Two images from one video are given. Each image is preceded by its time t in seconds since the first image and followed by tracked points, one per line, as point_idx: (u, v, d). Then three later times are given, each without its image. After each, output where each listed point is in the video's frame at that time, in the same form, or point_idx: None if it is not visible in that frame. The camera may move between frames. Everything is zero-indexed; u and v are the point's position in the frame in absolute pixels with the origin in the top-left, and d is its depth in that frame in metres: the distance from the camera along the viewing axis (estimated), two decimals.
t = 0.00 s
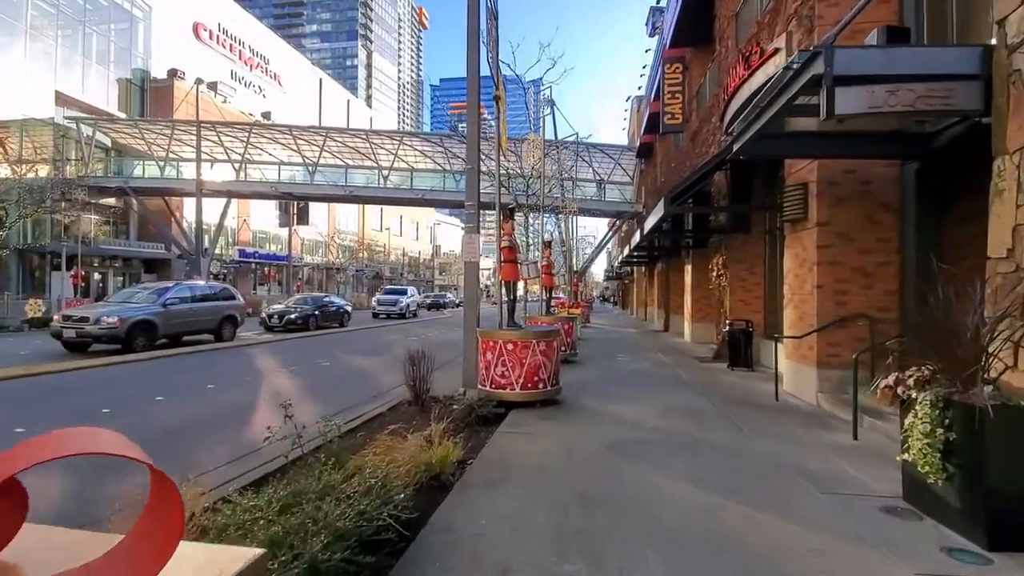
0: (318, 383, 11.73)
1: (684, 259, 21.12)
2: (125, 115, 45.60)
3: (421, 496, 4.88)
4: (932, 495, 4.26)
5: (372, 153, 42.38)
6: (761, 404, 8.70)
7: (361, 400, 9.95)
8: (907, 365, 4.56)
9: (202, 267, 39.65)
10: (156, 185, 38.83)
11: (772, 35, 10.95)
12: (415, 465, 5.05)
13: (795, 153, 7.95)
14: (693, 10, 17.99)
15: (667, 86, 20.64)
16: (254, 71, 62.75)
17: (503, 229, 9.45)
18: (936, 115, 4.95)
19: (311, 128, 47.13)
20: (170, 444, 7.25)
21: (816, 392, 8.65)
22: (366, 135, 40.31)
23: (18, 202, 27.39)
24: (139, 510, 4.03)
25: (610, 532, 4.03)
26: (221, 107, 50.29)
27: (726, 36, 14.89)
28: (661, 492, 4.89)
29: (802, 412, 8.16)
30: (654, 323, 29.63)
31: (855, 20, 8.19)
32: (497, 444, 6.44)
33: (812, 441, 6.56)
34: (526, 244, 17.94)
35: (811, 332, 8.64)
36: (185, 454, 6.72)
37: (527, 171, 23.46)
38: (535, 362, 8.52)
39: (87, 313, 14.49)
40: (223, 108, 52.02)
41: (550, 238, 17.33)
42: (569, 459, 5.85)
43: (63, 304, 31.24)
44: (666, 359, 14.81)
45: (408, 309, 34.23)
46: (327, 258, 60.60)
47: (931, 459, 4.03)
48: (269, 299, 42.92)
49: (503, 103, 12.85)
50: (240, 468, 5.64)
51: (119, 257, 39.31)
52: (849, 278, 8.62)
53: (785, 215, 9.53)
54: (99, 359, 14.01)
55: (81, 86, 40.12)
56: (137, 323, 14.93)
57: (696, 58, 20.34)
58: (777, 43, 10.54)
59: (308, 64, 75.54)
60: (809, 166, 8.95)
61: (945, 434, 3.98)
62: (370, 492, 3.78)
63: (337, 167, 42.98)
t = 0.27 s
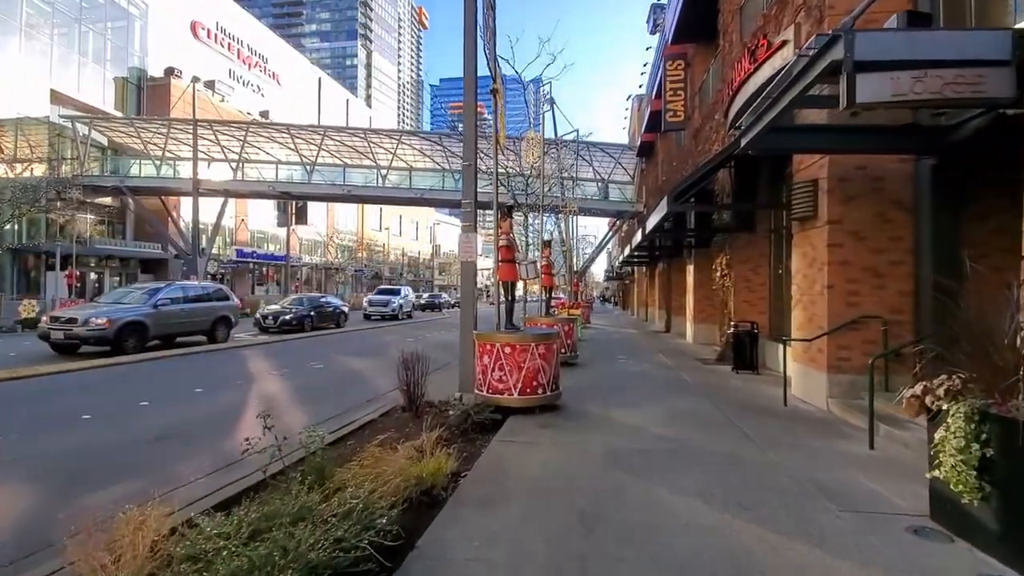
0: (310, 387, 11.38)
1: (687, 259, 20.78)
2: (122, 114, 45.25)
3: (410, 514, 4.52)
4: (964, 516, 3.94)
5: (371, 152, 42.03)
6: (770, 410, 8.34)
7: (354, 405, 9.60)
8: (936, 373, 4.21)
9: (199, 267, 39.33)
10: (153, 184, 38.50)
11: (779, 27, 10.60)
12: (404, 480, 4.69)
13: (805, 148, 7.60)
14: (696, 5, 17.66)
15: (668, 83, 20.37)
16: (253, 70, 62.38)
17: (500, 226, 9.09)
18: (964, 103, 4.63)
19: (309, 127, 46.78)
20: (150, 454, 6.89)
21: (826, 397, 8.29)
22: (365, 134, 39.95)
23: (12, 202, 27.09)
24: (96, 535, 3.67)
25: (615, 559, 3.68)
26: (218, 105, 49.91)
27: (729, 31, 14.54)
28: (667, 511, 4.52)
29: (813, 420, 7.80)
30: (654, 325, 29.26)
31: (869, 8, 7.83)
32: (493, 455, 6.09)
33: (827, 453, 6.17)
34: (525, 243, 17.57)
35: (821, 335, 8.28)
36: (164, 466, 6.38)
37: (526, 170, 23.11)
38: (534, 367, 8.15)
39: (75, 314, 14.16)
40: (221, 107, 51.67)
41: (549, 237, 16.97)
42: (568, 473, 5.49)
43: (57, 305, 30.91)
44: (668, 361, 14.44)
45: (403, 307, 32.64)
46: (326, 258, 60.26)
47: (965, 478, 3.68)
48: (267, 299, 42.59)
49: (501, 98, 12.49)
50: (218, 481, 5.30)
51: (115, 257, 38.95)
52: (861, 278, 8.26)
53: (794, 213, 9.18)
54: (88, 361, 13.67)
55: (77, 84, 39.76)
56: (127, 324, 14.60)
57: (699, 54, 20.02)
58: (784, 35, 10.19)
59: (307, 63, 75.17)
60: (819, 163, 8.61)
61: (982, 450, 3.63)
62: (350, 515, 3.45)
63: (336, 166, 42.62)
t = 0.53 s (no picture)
0: (301, 388, 11.06)
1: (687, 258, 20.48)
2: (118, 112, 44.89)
3: (394, 527, 4.20)
4: (996, 531, 3.63)
5: (369, 151, 41.72)
6: (776, 413, 8.01)
7: (345, 407, 9.28)
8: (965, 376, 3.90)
9: (195, 266, 38.98)
10: (148, 182, 38.15)
11: (784, 17, 10.30)
12: (389, 491, 4.37)
13: (815, 139, 7.29)
14: None
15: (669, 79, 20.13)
16: (251, 68, 62.02)
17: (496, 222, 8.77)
18: (991, 86, 4.32)
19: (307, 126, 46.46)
20: (127, 459, 6.57)
21: (835, 400, 7.96)
22: (363, 132, 39.62)
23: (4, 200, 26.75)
24: (48, 555, 3.34)
25: None
26: (215, 104, 49.53)
27: (732, 24, 14.24)
28: (674, 523, 4.20)
29: (822, 423, 7.47)
30: (654, 325, 28.94)
31: None
32: (487, 461, 5.77)
33: (839, 458, 5.85)
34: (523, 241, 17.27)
35: (830, 335, 7.96)
36: (141, 470, 6.07)
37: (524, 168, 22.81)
38: (531, 369, 7.82)
39: (62, 313, 13.85)
40: (218, 106, 51.37)
41: (548, 235, 16.66)
42: (567, 481, 5.17)
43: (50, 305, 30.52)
44: (669, 362, 14.11)
45: (395, 306, 30.99)
46: (325, 258, 59.90)
47: (1000, 491, 3.37)
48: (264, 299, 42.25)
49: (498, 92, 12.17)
50: (193, 490, 4.99)
51: (111, 256, 38.65)
52: (872, 276, 7.95)
53: (801, 208, 8.87)
54: (75, 362, 13.35)
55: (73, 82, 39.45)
56: (116, 324, 14.28)
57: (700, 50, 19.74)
58: (790, 25, 9.89)
59: (305, 62, 74.88)
60: (828, 156, 8.30)
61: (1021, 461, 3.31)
62: (324, 535, 3.14)
63: (333, 165, 42.28)
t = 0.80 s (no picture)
0: (291, 392, 10.72)
1: (689, 257, 20.15)
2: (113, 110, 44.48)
3: (375, 549, 3.89)
4: None
5: (366, 149, 41.37)
6: (783, 419, 7.69)
7: (336, 412, 8.95)
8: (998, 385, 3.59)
9: (191, 266, 38.63)
10: (144, 182, 37.81)
11: (790, 8, 9.97)
12: (371, 508, 4.05)
13: (824, 133, 6.97)
14: None
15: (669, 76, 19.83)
16: (248, 67, 61.58)
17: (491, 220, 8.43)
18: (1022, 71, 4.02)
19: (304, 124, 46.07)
20: (100, 468, 6.25)
21: (845, 405, 7.65)
22: (360, 130, 39.24)
23: None
24: None
25: None
26: (211, 102, 49.10)
27: (735, 17, 13.90)
28: (680, 544, 3.89)
29: (832, 429, 7.15)
30: (654, 325, 28.60)
31: None
32: (479, 472, 5.43)
33: (852, 469, 5.53)
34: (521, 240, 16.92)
35: (839, 337, 7.64)
36: (115, 481, 5.74)
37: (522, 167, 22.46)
38: (528, 373, 7.48)
39: (48, 315, 13.51)
40: (215, 105, 50.99)
41: (547, 234, 16.31)
42: (565, 495, 4.85)
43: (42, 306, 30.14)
44: (671, 364, 13.77)
45: (387, 306, 30.15)
46: (323, 258, 59.53)
47: None
48: (261, 299, 41.91)
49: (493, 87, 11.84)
50: (164, 506, 4.66)
51: (106, 256, 38.29)
52: (883, 275, 7.62)
53: (808, 205, 8.54)
54: (61, 364, 13.01)
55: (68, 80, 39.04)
56: (103, 326, 13.93)
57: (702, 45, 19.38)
58: (796, 15, 9.55)
59: (304, 60, 74.48)
60: (837, 151, 7.98)
61: None
62: (291, 567, 2.83)
63: (330, 164, 41.93)
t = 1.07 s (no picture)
0: (281, 394, 10.38)
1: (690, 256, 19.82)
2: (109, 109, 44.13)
3: (356, 569, 3.57)
4: None
5: (364, 148, 40.98)
6: (793, 423, 7.36)
7: (326, 416, 8.62)
8: None
9: (188, 266, 38.28)
10: (140, 181, 37.48)
11: None
12: (353, 525, 3.74)
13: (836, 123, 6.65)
14: None
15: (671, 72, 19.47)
16: (247, 66, 61.22)
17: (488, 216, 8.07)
18: None
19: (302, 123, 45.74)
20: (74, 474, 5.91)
21: (856, 409, 7.34)
22: (358, 129, 38.90)
23: None
24: None
25: None
26: (209, 101, 48.74)
27: (738, 10, 13.58)
28: (689, 563, 3.57)
29: (845, 434, 6.82)
30: (655, 325, 28.24)
31: None
32: (473, 481, 5.10)
33: (869, 478, 5.20)
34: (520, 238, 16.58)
35: (851, 338, 7.32)
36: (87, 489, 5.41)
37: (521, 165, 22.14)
38: (525, 375, 7.14)
39: (34, 315, 13.18)
40: (212, 104, 50.59)
41: (546, 232, 15.96)
42: (564, 506, 4.52)
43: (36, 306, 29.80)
44: (673, 365, 13.42)
45: (380, 307, 29.51)
46: (321, 258, 59.19)
47: None
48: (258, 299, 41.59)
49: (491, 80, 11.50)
50: (133, 519, 4.34)
51: (101, 256, 37.90)
52: (897, 273, 7.29)
53: (818, 201, 8.22)
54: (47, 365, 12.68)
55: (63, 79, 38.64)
56: (91, 326, 13.59)
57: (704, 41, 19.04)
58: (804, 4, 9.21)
59: (302, 59, 74.06)
60: (848, 143, 7.66)
61: None
62: None
63: (328, 163, 41.58)
